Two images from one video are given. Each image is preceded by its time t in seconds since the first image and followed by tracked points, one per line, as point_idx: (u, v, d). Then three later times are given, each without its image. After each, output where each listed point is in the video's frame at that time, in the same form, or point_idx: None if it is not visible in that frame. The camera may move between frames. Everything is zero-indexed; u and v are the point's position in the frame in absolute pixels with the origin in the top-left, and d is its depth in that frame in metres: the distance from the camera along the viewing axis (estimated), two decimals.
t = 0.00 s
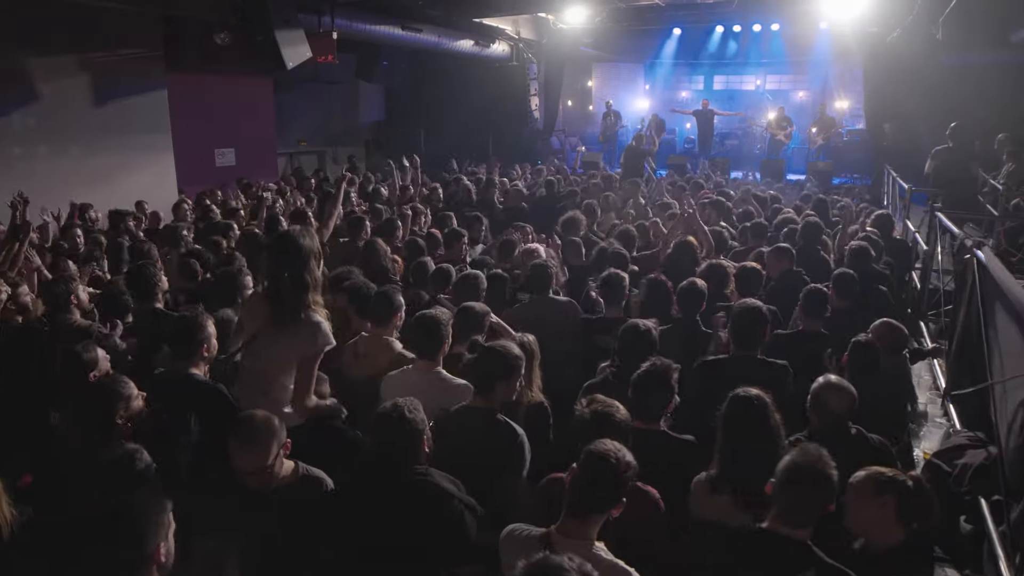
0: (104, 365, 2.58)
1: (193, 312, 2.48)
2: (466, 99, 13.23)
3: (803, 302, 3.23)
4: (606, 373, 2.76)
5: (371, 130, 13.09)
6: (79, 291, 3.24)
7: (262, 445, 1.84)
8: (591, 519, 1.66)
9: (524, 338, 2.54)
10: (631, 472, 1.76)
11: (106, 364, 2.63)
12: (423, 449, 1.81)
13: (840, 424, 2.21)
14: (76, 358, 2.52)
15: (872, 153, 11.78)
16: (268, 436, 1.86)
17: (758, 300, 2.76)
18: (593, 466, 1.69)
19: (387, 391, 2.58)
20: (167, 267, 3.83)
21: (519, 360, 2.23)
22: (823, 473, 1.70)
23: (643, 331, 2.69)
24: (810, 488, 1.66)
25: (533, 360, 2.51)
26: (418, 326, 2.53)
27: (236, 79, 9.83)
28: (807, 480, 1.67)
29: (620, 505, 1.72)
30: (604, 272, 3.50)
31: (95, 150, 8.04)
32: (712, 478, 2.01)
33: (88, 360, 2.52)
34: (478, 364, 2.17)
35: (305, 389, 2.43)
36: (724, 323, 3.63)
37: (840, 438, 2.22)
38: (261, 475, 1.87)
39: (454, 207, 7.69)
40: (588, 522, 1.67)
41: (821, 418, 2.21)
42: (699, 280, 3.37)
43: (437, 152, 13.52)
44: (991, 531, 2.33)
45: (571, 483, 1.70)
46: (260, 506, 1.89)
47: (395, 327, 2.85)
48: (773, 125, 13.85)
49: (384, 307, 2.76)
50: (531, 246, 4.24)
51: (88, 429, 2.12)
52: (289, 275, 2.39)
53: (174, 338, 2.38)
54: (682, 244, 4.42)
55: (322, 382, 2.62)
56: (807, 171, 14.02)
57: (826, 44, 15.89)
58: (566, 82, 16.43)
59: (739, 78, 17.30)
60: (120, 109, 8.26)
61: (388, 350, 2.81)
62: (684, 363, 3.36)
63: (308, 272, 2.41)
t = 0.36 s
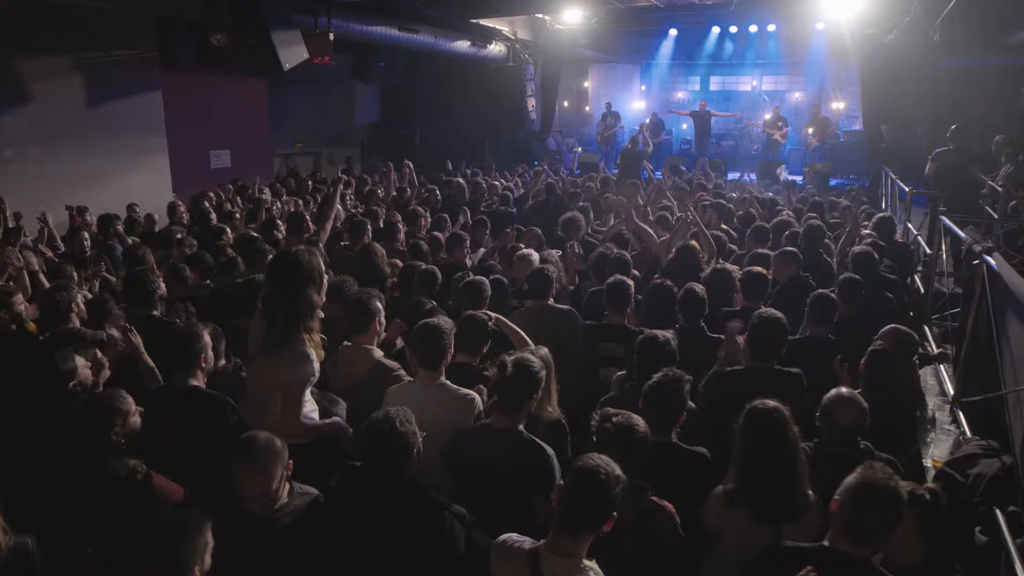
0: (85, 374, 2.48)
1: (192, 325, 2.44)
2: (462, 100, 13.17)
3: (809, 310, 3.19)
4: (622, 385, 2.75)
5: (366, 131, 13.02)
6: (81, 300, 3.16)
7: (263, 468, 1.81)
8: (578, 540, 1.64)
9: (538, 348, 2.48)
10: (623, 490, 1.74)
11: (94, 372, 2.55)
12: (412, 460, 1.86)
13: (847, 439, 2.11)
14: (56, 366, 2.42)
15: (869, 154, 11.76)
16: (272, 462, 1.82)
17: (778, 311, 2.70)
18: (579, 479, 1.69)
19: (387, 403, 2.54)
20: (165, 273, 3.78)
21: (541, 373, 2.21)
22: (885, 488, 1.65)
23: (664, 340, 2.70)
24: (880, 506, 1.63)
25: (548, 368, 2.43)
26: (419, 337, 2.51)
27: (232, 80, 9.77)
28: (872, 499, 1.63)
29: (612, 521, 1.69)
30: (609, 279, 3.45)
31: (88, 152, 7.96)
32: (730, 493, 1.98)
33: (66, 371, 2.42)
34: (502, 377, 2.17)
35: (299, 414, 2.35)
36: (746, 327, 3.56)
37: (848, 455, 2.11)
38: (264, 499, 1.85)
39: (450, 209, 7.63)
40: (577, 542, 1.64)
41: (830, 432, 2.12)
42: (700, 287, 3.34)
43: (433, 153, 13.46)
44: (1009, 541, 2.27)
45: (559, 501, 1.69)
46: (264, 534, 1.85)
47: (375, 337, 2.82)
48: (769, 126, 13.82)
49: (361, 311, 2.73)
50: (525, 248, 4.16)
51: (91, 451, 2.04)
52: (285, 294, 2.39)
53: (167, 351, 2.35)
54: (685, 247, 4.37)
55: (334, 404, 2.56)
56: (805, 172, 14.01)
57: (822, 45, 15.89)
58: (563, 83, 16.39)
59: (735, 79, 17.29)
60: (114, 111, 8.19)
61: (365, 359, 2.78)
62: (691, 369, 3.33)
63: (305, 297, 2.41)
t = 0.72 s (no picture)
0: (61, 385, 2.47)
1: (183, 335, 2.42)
2: (457, 100, 13.12)
3: (818, 317, 3.13)
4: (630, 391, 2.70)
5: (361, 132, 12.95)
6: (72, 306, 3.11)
7: (254, 506, 1.69)
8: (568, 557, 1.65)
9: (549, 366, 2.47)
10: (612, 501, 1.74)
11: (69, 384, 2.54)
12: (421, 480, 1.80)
13: (867, 455, 2.06)
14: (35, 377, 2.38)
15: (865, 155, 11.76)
16: (266, 504, 1.71)
17: (794, 320, 2.67)
18: (570, 493, 1.69)
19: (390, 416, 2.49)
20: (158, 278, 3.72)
21: (558, 387, 2.15)
22: (914, 506, 1.64)
23: (667, 346, 2.64)
24: (908, 523, 1.62)
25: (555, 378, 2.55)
26: (421, 347, 2.45)
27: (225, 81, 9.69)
28: (902, 516, 1.62)
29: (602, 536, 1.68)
30: (615, 285, 3.40)
31: (81, 154, 7.87)
32: (750, 509, 1.92)
33: (43, 381, 2.39)
34: (520, 393, 2.13)
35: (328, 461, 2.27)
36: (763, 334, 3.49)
37: (870, 470, 2.07)
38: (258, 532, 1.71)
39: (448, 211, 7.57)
40: (568, 557, 1.65)
41: (850, 447, 2.08)
42: (704, 295, 3.30)
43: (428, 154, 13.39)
44: None
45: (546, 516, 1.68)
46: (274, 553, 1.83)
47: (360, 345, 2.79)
48: (765, 127, 13.82)
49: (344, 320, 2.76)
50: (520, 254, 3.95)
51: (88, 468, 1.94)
52: (288, 334, 2.34)
53: (161, 361, 2.31)
54: (688, 251, 4.33)
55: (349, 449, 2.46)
56: (800, 172, 14.00)
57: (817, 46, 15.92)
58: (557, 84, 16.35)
59: (730, 80, 17.33)
60: (107, 112, 8.11)
61: (353, 366, 2.72)
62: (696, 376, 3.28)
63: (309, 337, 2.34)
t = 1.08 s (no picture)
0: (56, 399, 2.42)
1: (178, 346, 2.39)
2: (451, 101, 13.06)
3: (825, 326, 3.10)
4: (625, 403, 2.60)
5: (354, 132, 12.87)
6: (53, 315, 3.02)
7: (241, 541, 1.66)
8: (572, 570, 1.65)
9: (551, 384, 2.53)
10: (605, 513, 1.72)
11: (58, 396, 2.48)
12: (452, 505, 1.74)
13: (894, 473, 2.03)
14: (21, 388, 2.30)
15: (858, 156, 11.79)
16: (257, 539, 1.68)
17: (807, 327, 2.62)
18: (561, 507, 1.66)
19: (394, 433, 2.45)
20: (151, 286, 3.65)
21: (566, 400, 2.09)
22: (911, 525, 1.64)
23: (656, 356, 2.50)
24: (899, 540, 1.62)
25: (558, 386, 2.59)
26: (422, 357, 2.38)
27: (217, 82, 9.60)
28: (895, 534, 1.62)
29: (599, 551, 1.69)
30: (617, 291, 3.34)
31: (71, 156, 7.76)
32: (768, 526, 1.88)
33: (33, 394, 2.32)
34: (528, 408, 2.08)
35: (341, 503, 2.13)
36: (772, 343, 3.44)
37: (895, 480, 2.04)
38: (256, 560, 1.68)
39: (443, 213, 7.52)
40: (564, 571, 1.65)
41: (875, 464, 2.05)
42: (709, 301, 3.24)
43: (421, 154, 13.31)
44: None
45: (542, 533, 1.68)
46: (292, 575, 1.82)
47: (365, 356, 2.69)
48: (758, 127, 13.82)
49: (345, 329, 2.65)
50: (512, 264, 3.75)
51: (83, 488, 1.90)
52: (306, 395, 2.15)
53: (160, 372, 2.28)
54: (690, 254, 4.29)
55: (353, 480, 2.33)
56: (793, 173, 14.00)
57: (810, 47, 15.97)
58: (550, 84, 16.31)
59: (724, 80, 17.41)
60: (96, 114, 8.00)
61: (356, 380, 2.64)
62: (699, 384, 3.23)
63: (330, 398, 2.17)
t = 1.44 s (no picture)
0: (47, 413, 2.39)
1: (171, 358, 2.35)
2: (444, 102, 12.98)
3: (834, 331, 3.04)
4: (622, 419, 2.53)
5: (345, 133, 12.76)
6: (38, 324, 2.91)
7: (241, 560, 1.58)
8: None
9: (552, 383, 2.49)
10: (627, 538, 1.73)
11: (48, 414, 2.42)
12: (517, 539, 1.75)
13: (917, 485, 2.01)
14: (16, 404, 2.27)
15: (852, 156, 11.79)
16: (255, 557, 1.59)
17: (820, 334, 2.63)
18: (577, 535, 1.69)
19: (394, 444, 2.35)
20: (144, 293, 3.58)
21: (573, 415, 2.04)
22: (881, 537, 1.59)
23: (654, 368, 2.46)
24: (869, 551, 1.57)
25: (559, 398, 2.49)
26: (423, 366, 2.32)
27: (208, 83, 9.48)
28: (864, 545, 1.57)
29: None
30: (620, 297, 3.27)
31: (59, 159, 7.64)
32: (786, 542, 1.85)
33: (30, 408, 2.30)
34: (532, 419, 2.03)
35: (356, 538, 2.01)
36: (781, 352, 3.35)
37: (915, 492, 2.03)
38: None
39: (438, 215, 7.43)
40: None
41: (898, 478, 2.03)
42: (714, 306, 3.19)
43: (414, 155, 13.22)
44: None
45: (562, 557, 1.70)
46: None
47: (383, 373, 2.61)
48: (752, 128, 13.79)
49: (367, 342, 2.59)
50: (511, 269, 3.66)
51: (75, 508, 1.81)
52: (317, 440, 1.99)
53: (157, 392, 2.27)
54: (691, 257, 4.22)
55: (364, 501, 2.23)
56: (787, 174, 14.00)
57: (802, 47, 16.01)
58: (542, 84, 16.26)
59: (716, 80, 17.58)
60: (86, 115, 7.88)
61: (376, 397, 2.53)
62: (708, 395, 3.14)
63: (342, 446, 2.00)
